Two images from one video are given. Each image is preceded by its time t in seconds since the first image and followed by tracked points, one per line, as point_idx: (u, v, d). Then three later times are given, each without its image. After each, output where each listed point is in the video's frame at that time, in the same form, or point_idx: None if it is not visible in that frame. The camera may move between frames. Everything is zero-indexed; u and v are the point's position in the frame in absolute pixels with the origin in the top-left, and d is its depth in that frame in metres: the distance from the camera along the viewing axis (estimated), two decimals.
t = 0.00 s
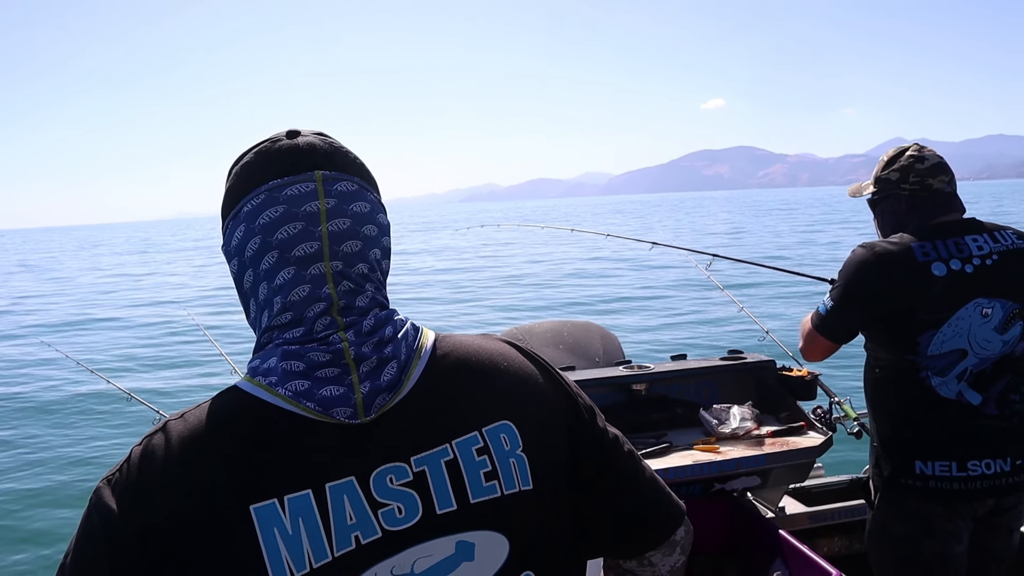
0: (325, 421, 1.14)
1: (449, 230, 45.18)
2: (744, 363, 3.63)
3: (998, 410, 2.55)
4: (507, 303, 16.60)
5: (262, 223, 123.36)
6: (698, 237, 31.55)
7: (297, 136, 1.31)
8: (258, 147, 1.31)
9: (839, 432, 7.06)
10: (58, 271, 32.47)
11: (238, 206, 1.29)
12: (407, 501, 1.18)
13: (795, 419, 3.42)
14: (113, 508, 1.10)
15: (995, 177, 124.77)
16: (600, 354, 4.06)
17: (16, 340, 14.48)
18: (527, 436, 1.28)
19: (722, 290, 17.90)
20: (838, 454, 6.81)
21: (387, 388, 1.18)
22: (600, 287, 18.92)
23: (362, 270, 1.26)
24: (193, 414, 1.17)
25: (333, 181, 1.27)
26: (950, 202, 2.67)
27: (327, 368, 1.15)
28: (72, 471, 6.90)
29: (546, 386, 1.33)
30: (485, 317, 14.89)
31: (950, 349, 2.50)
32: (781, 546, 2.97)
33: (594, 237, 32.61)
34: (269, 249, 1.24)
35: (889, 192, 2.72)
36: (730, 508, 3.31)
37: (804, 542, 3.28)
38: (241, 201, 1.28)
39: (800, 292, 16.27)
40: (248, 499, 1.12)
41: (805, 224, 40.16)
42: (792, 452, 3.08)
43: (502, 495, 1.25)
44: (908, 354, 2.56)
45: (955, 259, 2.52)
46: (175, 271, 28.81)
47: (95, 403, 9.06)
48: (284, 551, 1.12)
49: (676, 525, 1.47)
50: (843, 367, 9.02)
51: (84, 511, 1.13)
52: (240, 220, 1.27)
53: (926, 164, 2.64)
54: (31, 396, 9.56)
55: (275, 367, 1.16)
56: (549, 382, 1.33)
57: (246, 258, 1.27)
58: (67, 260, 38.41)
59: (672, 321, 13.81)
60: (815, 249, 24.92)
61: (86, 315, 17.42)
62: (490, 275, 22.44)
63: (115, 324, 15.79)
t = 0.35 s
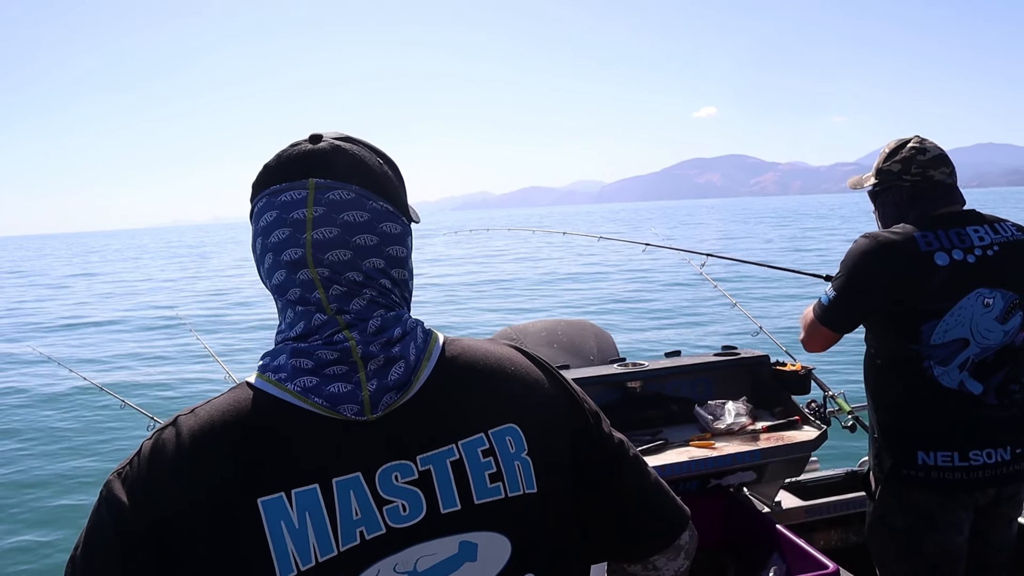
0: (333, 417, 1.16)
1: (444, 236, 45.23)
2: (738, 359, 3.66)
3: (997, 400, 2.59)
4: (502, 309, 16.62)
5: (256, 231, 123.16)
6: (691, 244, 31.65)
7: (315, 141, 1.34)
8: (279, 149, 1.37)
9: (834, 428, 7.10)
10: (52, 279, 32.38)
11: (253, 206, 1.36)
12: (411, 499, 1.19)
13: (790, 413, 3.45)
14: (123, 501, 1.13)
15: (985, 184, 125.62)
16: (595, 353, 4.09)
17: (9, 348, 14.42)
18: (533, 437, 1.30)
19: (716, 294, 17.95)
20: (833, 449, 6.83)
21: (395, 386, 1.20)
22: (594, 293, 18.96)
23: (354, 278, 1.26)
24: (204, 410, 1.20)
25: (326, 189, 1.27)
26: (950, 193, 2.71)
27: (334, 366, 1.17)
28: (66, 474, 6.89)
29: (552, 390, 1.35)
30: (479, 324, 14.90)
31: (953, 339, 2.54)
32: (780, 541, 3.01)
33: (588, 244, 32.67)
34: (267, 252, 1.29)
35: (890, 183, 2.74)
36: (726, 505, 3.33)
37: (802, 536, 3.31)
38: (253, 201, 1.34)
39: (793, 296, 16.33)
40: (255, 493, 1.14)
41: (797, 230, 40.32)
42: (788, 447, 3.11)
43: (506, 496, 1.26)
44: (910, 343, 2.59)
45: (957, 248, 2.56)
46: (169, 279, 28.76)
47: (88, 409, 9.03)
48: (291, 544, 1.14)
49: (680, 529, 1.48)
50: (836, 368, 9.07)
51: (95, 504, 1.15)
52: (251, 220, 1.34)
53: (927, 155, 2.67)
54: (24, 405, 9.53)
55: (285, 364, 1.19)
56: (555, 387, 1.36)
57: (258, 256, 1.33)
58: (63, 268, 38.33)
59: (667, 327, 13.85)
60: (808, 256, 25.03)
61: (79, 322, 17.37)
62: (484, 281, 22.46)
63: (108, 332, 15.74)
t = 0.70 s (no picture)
0: (334, 417, 1.16)
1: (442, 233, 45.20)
2: (733, 359, 3.66)
3: (995, 402, 2.60)
4: (496, 307, 16.60)
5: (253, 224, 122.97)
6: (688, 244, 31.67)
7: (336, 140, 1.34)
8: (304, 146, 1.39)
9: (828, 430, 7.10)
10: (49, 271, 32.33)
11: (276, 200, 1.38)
12: (411, 503, 1.19)
13: (785, 413, 3.46)
14: (124, 496, 1.14)
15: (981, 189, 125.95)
16: (591, 353, 4.09)
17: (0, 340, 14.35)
18: (534, 443, 1.29)
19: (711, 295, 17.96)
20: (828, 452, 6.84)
21: (398, 391, 1.19)
22: (590, 292, 18.95)
23: (355, 278, 1.25)
24: (207, 405, 1.19)
25: (332, 188, 1.26)
26: (953, 194, 2.71)
27: (339, 366, 1.17)
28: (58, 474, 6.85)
29: (558, 397, 1.34)
30: (474, 322, 14.88)
31: (951, 341, 2.55)
32: (774, 540, 3.02)
33: (584, 243, 32.66)
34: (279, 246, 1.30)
35: (893, 183, 2.75)
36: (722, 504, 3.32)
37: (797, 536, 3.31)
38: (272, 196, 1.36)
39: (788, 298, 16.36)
40: (253, 493, 1.14)
41: (793, 232, 40.36)
42: (783, 447, 3.12)
43: (508, 505, 1.26)
44: (910, 344, 2.59)
45: (960, 250, 2.57)
46: (165, 271, 28.71)
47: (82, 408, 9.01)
48: (287, 546, 1.14)
49: (684, 541, 1.46)
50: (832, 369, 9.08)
51: (97, 496, 1.16)
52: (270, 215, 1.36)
53: (932, 156, 2.67)
54: (16, 402, 9.48)
55: (290, 362, 1.20)
56: (562, 394, 1.34)
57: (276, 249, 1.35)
58: (61, 260, 38.27)
59: (662, 327, 13.85)
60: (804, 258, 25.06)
61: (74, 314, 17.33)
62: (479, 279, 22.43)
63: (101, 325, 15.67)
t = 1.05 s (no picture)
0: (334, 426, 1.13)
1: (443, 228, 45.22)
2: (734, 363, 3.65)
3: (993, 411, 2.59)
4: (496, 302, 16.58)
5: (254, 217, 122.93)
6: (687, 239, 31.63)
7: (349, 141, 1.35)
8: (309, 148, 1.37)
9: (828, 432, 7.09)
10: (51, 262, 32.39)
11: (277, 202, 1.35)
12: (412, 514, 1.16)
13: (786, 417, 3.46)
14: (122, 506, 1.10)
15: (982, 184, 125.69)
16: (591, 355, 4.08)
17: None
18: (538, 453, 1.26)
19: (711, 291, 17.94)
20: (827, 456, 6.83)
21: (400, 399, 1.16)
22: (590, 287, 18.95)
23: (371, 280, 1.25)
24: (207, 413, 1.16)
25: (353, 188, 1.27)
26: (953, 200, 2.70)
27: (340, 373, 1.14)
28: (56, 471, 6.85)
29: (565, 405, 1.30)
30: (473, 316, 14.86)
31: (949, 349, 2.54)
32: (774, 545, 3.03)
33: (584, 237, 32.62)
34: (287, 246, 1.28)
35: (896, 186, 2.72)
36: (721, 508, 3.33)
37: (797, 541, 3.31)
38: (280, 195, 1.35)
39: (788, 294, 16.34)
40: (252, 502, 1.12)
41: (794, 228, 40.32)
42: (784, 452, 3.11)
43: (511, 516, 1.23)
44: (906, 352, 2.59)
45: (959, 257, 2.56)
46: (166, 263, 28.72)
47: (82, 404, 9.01)
48: (286, 556, 1.11)
49: (691, 554, 1.42)
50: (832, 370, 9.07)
51: (94, 504, 1.12)
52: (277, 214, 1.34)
53: (935, 160, 2.66)
54: (15, 395, 9.48)
55: (290, 369, 1.15)
56: (569, 402, 1.31)
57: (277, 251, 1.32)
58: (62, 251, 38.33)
59: (661, 322, 13.83)
60: (804, 254, 25.02)
61: (74, 306, 17.32)
62: (479, 273, 22.42)
63: (100, 317, 15.66)
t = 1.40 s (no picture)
0: (333, 427, 1.12)
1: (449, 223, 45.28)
2: (738, 368, 3.66)
3: (990, 422, 2.57)
4: (499, 298, 16.58)
5: (258, 212, 123.11)
6: (691, 235, 31.57)
7: (344, 140, 1.37)
8: (304, 147, 1.36)
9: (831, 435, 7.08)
10: (59, 255, 32.60)
11: (272, 203, 1.34)
12: (412, 514, 1.16)
13: (789, 423, 3.46)
14: (121, 509, 1.10)
15: (986, 181, 125.33)
16: (594, 358, 4.08)
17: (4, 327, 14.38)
18: (538, 454, 1.25)
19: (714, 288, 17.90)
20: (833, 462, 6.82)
21: (400, 399, 1.16)
22: (595, 282, 18.93)
23: (380, 278, 1.26)
24: (205, 415, 1.16)
25: (363, 186, 1.30)
26: (950, 210, 2.69)
27: (340, 374, 1.13)
28: (60, 466, 6.86)
29: (563, 406, 1.29)
30: (476, 312, 14.86)
31: (944, 360, 2.53)
32: (773, 550, 3.02)
33: (587, 234, 32.58)
34: (291, 245, 1.27)
35: (890, 197, 2.71)
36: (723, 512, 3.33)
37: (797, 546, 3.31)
38: (275, 195, 1.33)
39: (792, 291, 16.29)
40: (252, 505, 1.12)
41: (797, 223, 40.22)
42: (786, 457, 3.11)
43: (511, 516, 1.23)
44: (904, 364, 2.58)
45: (954, 268, 2.54)
46: (170, 258, 28.77)
47: (85, 399, 9.03)
48: (287, 559, 1.11)
49: (688, 555, 1.41)
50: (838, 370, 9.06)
51: (94, 507, 1.13)
52: (273, 214, 1.32)
53: (929, 169, 2.65)
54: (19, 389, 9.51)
55: (289, 370, 1.15)
56: (567, 403, 1.30)
57: (274, 251, 1.31)
58: (69, 246, 38.51)
59: (664, 318, 13.82)
60: (808, 249, 24.95)
61: (80, 301, 17.41)
62: (483, 268, 22.40)
63: (104, 311, 15.69)
